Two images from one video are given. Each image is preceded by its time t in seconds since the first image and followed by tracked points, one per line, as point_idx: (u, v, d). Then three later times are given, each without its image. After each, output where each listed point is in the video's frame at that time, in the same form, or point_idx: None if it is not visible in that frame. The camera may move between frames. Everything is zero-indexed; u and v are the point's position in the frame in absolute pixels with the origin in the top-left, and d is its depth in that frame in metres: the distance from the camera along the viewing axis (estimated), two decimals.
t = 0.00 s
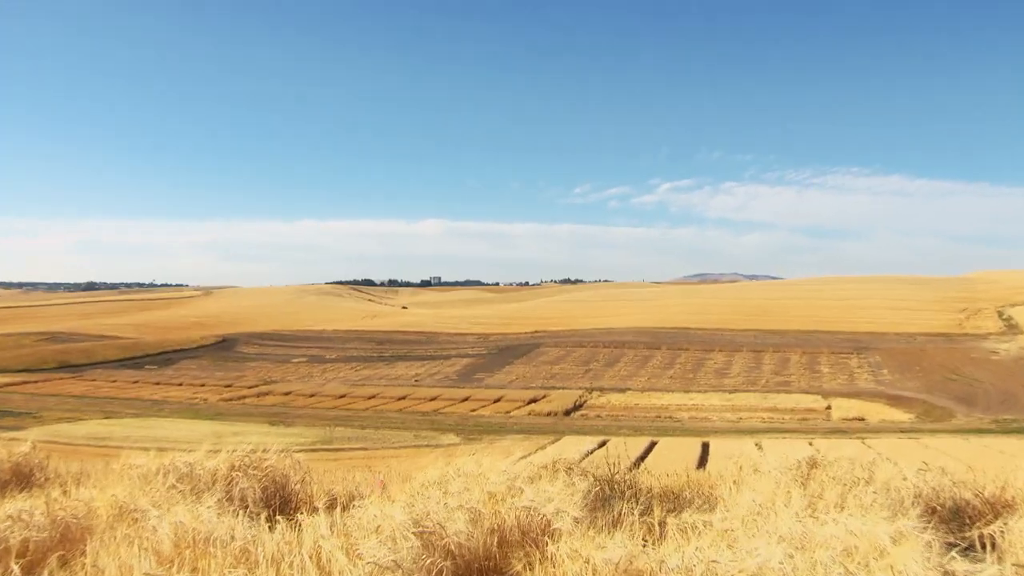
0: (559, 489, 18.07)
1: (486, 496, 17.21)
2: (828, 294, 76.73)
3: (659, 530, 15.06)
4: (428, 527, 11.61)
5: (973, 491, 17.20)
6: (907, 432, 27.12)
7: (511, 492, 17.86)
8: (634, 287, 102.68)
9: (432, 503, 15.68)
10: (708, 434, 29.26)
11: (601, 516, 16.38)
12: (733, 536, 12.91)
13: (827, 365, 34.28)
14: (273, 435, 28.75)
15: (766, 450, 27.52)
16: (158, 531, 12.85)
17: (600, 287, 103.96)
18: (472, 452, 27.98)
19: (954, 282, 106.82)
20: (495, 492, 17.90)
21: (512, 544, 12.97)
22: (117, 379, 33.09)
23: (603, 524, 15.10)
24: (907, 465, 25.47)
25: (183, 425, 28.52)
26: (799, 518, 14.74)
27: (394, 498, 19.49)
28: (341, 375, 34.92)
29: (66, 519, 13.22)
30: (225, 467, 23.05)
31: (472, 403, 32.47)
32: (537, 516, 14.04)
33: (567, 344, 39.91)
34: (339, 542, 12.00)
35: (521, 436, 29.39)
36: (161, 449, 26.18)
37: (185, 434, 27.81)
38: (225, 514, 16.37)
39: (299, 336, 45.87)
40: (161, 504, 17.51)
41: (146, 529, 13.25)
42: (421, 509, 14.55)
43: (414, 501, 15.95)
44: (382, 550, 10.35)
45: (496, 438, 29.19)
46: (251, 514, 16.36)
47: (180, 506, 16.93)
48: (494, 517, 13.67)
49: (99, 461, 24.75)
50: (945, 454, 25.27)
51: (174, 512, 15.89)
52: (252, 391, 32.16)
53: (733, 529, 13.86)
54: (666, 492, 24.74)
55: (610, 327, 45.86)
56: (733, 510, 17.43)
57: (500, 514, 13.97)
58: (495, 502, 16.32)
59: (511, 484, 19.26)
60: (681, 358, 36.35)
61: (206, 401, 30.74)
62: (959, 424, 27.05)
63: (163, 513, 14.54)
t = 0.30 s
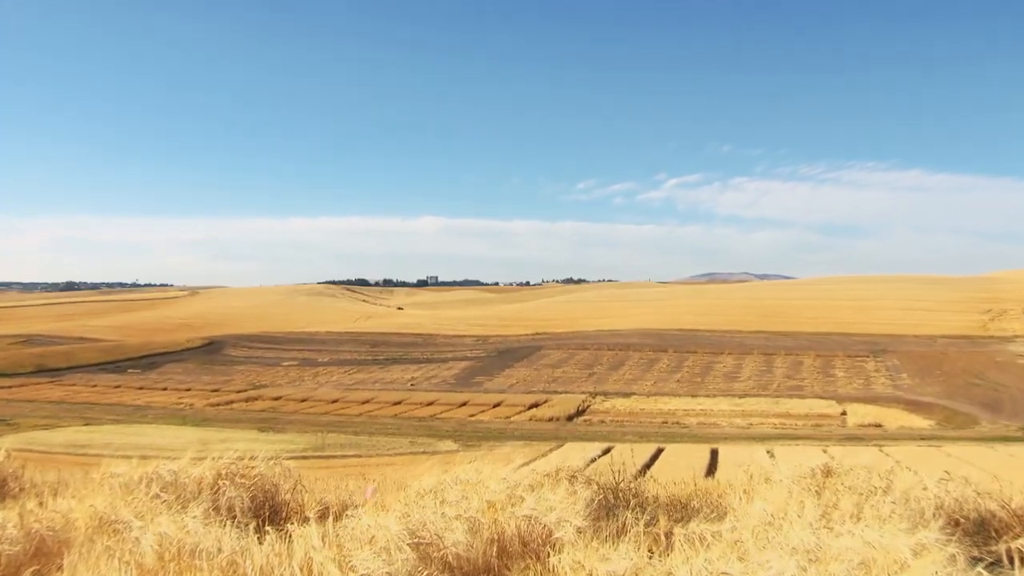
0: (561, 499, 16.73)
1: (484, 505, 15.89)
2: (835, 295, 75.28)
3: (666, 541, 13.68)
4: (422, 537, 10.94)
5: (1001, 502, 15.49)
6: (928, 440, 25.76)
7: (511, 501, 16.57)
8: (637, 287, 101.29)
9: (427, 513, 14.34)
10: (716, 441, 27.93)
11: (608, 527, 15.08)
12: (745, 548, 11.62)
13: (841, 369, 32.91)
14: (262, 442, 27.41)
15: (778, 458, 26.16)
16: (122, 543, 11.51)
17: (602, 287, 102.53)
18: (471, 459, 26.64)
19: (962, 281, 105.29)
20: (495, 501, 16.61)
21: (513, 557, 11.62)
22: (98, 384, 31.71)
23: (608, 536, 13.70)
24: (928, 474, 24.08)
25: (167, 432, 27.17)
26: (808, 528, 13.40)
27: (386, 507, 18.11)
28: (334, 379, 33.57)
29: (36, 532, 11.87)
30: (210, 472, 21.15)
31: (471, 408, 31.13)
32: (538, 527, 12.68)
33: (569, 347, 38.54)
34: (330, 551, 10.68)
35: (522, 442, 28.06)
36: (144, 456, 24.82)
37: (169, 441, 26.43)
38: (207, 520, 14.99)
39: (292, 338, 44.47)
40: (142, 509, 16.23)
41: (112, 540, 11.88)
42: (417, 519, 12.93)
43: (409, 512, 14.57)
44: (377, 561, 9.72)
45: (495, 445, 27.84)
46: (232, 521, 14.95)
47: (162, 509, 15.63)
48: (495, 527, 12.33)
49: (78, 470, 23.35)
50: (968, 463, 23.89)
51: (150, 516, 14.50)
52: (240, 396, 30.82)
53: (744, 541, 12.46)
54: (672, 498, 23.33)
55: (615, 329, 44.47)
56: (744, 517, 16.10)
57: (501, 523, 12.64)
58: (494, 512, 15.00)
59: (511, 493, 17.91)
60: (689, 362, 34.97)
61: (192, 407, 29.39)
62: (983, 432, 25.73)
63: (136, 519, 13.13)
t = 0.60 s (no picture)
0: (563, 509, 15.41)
1: (483, 514, 14.58)
2: (842, 295, 73.88)
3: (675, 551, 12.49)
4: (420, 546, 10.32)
5: None
6: (950, 448, 24.45)
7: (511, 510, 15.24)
8: (640, 287, 99.91)
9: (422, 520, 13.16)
10: (726, 448, 26.64)
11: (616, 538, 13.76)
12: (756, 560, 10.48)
13: (857, 373, 31.59)
14: (250, 450, 26.11)
15: (791, 465, 24.87)
16: (97, 555, 10.32)
17: (604, 287, 101.13)
18: (469, 466, 25.32)
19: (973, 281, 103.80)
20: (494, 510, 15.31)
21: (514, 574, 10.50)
22: (77, 389, 30.38)
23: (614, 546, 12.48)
24: (950, 484, 22.76)
25: (150, 440, 25.87)
26: (824, 540, 12.01)
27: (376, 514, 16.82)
28: (326, 383, 32.26)
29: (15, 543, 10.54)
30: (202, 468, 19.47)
31: (469, 414, 29.81)
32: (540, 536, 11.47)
33: (572, 350, 37.19)
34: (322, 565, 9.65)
35: (522, 449, 26.76)
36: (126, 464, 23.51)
37: (152, 450, 25.09)
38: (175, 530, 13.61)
39: (285, 340, 43.10)
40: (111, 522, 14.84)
41: (70, 556, 10.61)
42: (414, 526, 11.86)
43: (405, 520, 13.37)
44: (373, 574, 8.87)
45: (495, 452, 26.53)
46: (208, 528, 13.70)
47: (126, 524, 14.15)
48: (492, 538, 11.17)
49: (54, 479, 21.97)
50: (993, 472, 22.54)
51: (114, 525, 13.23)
52: (228, 401, 29.50)
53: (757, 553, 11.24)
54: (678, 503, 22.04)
55: (621, 331, 43.15)
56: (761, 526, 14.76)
57: (500, 535, 11.39)
58: (494, 520, 13.77)
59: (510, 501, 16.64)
60: (697, 365, 33.63)
61: (177, 413, 28.09)
62: (1010, 439, 24.41)
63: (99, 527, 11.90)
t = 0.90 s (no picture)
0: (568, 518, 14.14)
1: (481, 524, 13.23)
2: (850, 294, 72.52)
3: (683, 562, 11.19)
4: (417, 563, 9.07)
5: None
6: (974, 457, 23.10)
7: (513, 517, 13.86)
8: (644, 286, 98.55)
9: (421, 531, 11.95)
10: (737, 456, 25.34)
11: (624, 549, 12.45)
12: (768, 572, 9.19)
13: (875, 377, 30.25)
14: (237, 458, 24.82)
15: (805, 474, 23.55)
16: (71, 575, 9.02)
17: (607, 287, 99.79)
18: (468, 474, 24.02)
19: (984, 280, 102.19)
20: (493, 519, 13.96)
21: None
22: (55, 394, 29.08)
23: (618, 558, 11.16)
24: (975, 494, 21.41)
25: (131, 447, 24.57)
26: (834, 550, 10.69)
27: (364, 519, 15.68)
28: (318, 387, 30.95)
29: None
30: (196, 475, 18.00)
31: (467, 419, 28.50)
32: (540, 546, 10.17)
33: (575, 352, 35.85)
34: None
35: (523, 457, 25.46)
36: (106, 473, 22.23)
37: (133, 458, 23.76)
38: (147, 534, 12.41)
39: (278, 342, 41.75)
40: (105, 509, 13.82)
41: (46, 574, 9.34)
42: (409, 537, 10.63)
43: (401, 530, 12.11)
44: None
45: (495, 460, 25.21)
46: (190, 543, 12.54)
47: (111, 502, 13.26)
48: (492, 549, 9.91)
49: (26, 490, 20.64)
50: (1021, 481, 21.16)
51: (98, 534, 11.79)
52: (214, 407, 28.20)
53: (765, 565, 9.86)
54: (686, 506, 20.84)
55: (627, 333, 41.82)
56: (777, 533, 13.53)
57: (501, 545, 10.09)
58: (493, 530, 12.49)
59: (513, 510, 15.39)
60: (706, 369, 32.27)
61: (160, 419, 26.80)
62: None
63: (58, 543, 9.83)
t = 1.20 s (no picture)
0: (572, 526, 13.01)
1: (481, 534, 12.00)
2: (859, 294, 71.32)
3: None
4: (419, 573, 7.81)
5: None
6: (1000, 467, 21.85)
7: (514, 526, 12.70)
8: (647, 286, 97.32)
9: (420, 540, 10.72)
10: (748, 464, 24.10)
11: (633, 560, 11.25)
12: None
13: (894, 382, 28.98)
14: (223, 466, 23.58)
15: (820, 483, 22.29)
16: None
17: (610, 287, 98.57)
18: (466, 482, 22.77)
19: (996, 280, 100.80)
20: (492, 528, 12.73)
21: None
22: (32, 400, 27.81)
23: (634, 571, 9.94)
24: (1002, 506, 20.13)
25: (111, 455, 23.33)
26: (857, 566, 9.52)
27: (351, 528, 14.50)
28: (310, 392, 29.70)
29: None
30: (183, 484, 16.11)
31: (466, 425, 27.25)
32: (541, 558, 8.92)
33: (579, 356, 34.58)
34: None
35: (523, 465, 24.21)
36: (84, 482, 20.99)
37: (112, 467, 22.48)
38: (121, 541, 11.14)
39: (270, 345, 40.46)
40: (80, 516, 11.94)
41: None
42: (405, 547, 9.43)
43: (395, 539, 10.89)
44: None
45: (494, 468, 23.96)
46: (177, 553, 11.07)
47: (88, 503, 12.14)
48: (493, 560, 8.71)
49: None
50: None
51: (74, 545, 10.05)
52: (200, 412, 26.95)
53: None
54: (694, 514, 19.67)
55: (633, 335, 40.52)
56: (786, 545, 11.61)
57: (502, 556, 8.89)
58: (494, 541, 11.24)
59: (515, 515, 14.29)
60: (715, 373, 31.00)
61: (143, 425, 25.54)
62: None
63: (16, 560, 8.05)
